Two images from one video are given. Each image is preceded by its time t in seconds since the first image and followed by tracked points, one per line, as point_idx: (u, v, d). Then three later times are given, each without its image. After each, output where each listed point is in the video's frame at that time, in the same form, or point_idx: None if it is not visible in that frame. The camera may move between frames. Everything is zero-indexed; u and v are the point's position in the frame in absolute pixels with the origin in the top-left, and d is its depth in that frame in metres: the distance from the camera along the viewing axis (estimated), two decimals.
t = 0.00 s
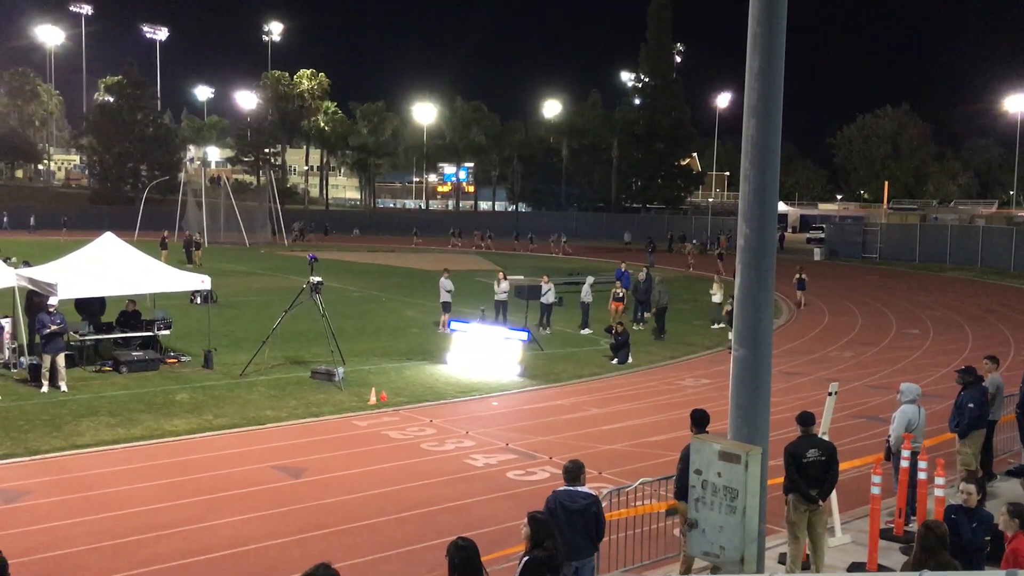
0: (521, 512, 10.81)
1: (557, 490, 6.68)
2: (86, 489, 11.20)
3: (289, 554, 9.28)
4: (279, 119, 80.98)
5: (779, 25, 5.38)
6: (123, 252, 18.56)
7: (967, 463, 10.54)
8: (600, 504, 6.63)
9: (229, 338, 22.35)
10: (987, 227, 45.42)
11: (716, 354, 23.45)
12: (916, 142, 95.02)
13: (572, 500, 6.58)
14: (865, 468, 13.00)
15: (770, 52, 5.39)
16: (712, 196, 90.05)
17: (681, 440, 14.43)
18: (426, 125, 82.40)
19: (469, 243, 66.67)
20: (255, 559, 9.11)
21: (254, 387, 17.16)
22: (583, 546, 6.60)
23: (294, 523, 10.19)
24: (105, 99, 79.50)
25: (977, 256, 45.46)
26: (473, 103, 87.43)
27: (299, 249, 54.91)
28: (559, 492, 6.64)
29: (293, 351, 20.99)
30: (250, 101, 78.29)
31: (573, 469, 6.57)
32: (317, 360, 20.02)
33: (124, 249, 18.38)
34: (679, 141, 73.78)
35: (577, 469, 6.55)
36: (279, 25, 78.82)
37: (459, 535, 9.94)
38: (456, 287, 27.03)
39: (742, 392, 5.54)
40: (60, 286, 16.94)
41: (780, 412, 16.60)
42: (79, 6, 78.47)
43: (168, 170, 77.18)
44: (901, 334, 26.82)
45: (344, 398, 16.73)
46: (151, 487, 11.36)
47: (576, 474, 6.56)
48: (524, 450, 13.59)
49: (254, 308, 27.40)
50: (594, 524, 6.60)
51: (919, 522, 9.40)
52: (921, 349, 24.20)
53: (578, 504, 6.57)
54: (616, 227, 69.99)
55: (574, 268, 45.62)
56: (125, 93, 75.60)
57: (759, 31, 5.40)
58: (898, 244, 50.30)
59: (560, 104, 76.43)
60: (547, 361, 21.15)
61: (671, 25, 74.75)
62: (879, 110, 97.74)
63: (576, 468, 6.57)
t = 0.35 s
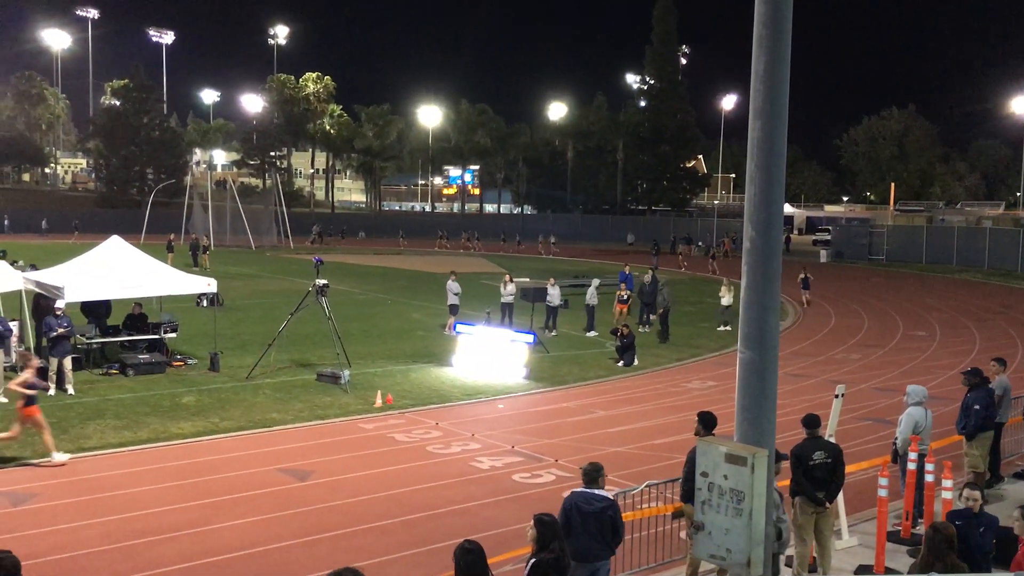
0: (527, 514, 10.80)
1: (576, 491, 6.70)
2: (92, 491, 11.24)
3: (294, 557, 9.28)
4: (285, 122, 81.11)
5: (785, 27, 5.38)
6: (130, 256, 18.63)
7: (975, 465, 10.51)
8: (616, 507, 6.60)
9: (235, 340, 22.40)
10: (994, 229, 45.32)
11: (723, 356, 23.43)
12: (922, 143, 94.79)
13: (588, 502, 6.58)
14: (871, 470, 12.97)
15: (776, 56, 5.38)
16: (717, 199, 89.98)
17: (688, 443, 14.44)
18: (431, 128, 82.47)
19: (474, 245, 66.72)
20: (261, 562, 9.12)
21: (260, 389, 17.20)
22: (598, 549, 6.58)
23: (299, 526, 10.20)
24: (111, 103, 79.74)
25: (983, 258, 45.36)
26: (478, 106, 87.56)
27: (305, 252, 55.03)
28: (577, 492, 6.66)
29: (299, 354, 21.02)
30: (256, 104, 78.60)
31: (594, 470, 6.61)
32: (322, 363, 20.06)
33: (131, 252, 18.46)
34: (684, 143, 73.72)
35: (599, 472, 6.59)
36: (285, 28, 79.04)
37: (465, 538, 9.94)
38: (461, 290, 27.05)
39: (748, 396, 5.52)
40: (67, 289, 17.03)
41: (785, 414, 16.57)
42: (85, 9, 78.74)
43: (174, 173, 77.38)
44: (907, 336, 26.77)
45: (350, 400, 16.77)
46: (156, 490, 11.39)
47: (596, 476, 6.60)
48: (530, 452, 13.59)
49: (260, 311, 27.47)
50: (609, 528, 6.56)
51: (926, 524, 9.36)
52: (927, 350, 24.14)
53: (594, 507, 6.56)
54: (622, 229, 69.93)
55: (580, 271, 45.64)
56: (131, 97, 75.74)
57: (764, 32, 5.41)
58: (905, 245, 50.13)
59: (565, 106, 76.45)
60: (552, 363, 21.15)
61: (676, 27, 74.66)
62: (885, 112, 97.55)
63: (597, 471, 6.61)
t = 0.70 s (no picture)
0: (534, 514, 10.81)
1: (590, 491, 6.65)
2: (101, 491, 11.29)
3: (301, 556, 9.31)
4: (291, 122, 81.21)
5: (793, 24, 5.37)
6: (137, 256, 18.66)
7: (983, 465, 10.47)
8: (626, 509, 6.53)
9: (242, 340, 22.45)
10: (1003, 229, 45.14)
11: (730, 356, 23.39)
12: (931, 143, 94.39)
13: (601, 502, 6.54)
14: (879, 471, 12.92)
15: (783, 54, 5.38)
16: (724, 198, 89.81)
17: (695, 443, 14.40)
18: (437, 127, 82.49)
19: (481, 246, 66.74)
20: (268, 561, 9.14)
21: (267, 389, 17.22)
22: (610, 550, 6.54)
23: (306, 525, 10.22)
24: (119, 103, 79.98)
25: (992, 257, 45.17)
26: (485, 106, 87.64)
27: (311, 252, 55.13)
28: (591, 492, 6.62)
29: (306, 353, 21.07)
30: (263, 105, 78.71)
31: (608, 471, 6.56)
32: (329, 363, 20.09)
33: (139, 252, 18.54)
34: (691, 143, 73.54)
35: (614, 472, 6.54)
36: (291, 28, 79.20)
37: (473, 537, 9.95)
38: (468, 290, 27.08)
39: (755, 395, 5.52)
40: (75, 289, 17.10)
41: (793, 414, 16.53)
42: (93, 10, 79.02)
43: (181, 173, 77.59)
44: (915, 336, 26.67)
45: (357, 400, 16.80)
46: (164, 489, 11.43)
47: (610, 477, 6.54)
48: (537, 452, 13.59)
49: (267, 311, 27.53)
50: (619, 529, 6.51)
51: (934, 524, 9.33)
52: (936, 350, 24.04)
53: (607, 506, 6.52)
54: (629, 229, 69.80)
55: (587, 270, 45.61)
56: (138, 97, 75.82)
57: (771, 30, 5.41)
58: (913, 245, 49.87)
59: (572, 106, 76.34)
60: (559, 363, 21.13)
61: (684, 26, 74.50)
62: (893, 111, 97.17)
63: (612, 471, 6.56)
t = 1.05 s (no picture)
0: (538, 515, 10.82)
1: (593, 490, 6.63)
2: (106, 491, 11.33)
3: (307, 556, 9.34)
4: (296, 123, 81.30)
5: (796, 28, 5.39)
6: (142, 257, 18.70)
7: (987, 466, 10.45)
8: (625, 508, 6.50)
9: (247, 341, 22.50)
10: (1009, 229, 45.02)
11: (735, 357, 23.35)
12: (936, 143, 94.09)
13: (604, 502, 6.52)
14: (884, 472, 12.90)
15: (787, 57, 5.39)
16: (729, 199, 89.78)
17: (700, 444, 14.40)
18: (442, 128, 82.55)
19: (485, 246, 66.74)
20: (274, 561, 9.18)
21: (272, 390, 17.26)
22: (611, 549, 6.54)
23: (312, 525, 10.25)
24: (125, 104, 80.18)
25: (998, 258, 45.07)
26: (490, 106, 87.72)
27: (316, 252, 55.23)
28: (594, 491, 6.60)
29: (311, 354, 21.11)
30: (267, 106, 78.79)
31: (612, 471, 6.52)
32: (334, 363, 20.14)
33: (144, 253, 18.59)
34: (696, 143, 73.52)
35: (617, 472, 6.51)
36: (296, 29, 79.32)
37: (478, 538, 9.96)
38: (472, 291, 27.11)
39: (760, 396, 5.52)
40: (81, 289, 17.14)
41: (798, 415, 16.51)
42: (99, 12, 79.25)
43: (186, 174, 77.77)
44: (920, 337, 26.62)
45: (362, 400, 16.83)
46: (169, 489, 11.46)
47: (614, 477, 6.51)
48: (541, 453, 13.60)
49: (272, 311, 27.58)
50: (618, 529, 6.49)
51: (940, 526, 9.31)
52: (941, 352, 24.01)
53: (610, 506, 6.50)
54: (634, 230, 69.77)
55: (591, 271, 45.63)
56: (144, 98, 75.96)
57: (775, 32, 5.42)
58: (918, 246, 49.76)
59: (577, 107, 76.28)
60: (563, 364, 21.14)
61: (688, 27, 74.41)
62: (898, 111, 96.97)
63: (616, 471, 6.53)
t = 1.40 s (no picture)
0: (540, 515, 10.83)
1: (591, 490, 6.59)
2: (109, 491, 11.34)
3: (310, 557, 9.35)
4: (299, 123, 81.62)
5: (799, 27, 5.39)
6: (144, 258, 18.73)
7: (991, 467, 10.44)
8: (621, 507, 6.47)
9: (250, 342, 22.54)
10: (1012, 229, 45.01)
11: (738, 358, 23.36)
12: (939, 144, 93.96)
13: (603, 501, 6.48)
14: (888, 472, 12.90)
15: (791, 56, 5.38)
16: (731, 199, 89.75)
17: (703, 444, 14.41)
18: (444, 129, 82.63)
19: (488, 247, 66.79)
20: (277, 562, 9.18)
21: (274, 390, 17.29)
22: (608, 548, 6.53)
23: (315, 526, 10.27)
24: (128, 105, 80.32)
25: (1000, 258, 45.10)
26: (492, 107, 87.96)
27: (319, 253, 55.34)
28: (592, 492, 6.56)
29: (314, 355, 21.13)
30: (271, 106, 79.02)
31: (609, 470, 6.48)
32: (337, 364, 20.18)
33: (146, 254, 18.62)
34: (699, 144, 73.49)
35: (614, 472, 6.46)
36: (299, 30, 79.48)
37: (480, 538, 9.97)
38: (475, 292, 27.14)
39: (763, 398, 5.51)
40: (84, 290, 17.17)
41: (801, 416, 16.52)
42: (102, 13, 79.46)
43: (189, 175, 77.98)
44: (924, 337, 26.60)
45: (364, 401, 16.84)
46: (173, 490, 11.46)
47: (611, 476, 6.48)
48: (544, 454, 13.61)
49: (275, 312, 27.62)
50: (614, 528, 6.48)
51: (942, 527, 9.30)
52: (944, 352, 24.00)
53: (608, 506, 6.47)
54: (637, 231, 69.79)
55: (594, 272, 45.69)
56: (147, 99, 75.99)
57: (777, 34, 5.43)
58: (921, 246, 49.70)
59: (579, 107, 76.29)
60: (566, 364, 21.17)
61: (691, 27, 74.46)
62: (901, 112, 96.85)
63: (613, 471, 6.49)
